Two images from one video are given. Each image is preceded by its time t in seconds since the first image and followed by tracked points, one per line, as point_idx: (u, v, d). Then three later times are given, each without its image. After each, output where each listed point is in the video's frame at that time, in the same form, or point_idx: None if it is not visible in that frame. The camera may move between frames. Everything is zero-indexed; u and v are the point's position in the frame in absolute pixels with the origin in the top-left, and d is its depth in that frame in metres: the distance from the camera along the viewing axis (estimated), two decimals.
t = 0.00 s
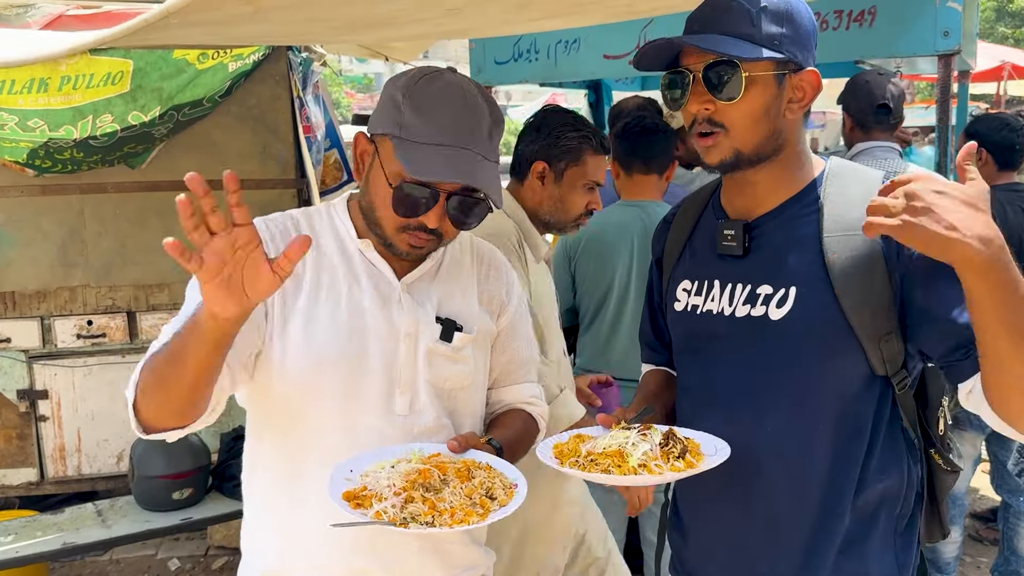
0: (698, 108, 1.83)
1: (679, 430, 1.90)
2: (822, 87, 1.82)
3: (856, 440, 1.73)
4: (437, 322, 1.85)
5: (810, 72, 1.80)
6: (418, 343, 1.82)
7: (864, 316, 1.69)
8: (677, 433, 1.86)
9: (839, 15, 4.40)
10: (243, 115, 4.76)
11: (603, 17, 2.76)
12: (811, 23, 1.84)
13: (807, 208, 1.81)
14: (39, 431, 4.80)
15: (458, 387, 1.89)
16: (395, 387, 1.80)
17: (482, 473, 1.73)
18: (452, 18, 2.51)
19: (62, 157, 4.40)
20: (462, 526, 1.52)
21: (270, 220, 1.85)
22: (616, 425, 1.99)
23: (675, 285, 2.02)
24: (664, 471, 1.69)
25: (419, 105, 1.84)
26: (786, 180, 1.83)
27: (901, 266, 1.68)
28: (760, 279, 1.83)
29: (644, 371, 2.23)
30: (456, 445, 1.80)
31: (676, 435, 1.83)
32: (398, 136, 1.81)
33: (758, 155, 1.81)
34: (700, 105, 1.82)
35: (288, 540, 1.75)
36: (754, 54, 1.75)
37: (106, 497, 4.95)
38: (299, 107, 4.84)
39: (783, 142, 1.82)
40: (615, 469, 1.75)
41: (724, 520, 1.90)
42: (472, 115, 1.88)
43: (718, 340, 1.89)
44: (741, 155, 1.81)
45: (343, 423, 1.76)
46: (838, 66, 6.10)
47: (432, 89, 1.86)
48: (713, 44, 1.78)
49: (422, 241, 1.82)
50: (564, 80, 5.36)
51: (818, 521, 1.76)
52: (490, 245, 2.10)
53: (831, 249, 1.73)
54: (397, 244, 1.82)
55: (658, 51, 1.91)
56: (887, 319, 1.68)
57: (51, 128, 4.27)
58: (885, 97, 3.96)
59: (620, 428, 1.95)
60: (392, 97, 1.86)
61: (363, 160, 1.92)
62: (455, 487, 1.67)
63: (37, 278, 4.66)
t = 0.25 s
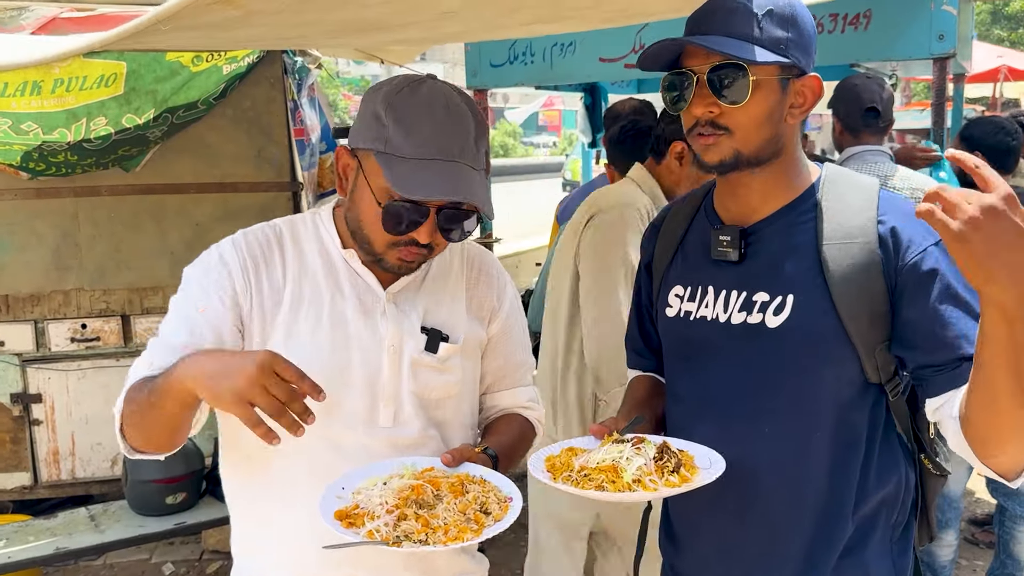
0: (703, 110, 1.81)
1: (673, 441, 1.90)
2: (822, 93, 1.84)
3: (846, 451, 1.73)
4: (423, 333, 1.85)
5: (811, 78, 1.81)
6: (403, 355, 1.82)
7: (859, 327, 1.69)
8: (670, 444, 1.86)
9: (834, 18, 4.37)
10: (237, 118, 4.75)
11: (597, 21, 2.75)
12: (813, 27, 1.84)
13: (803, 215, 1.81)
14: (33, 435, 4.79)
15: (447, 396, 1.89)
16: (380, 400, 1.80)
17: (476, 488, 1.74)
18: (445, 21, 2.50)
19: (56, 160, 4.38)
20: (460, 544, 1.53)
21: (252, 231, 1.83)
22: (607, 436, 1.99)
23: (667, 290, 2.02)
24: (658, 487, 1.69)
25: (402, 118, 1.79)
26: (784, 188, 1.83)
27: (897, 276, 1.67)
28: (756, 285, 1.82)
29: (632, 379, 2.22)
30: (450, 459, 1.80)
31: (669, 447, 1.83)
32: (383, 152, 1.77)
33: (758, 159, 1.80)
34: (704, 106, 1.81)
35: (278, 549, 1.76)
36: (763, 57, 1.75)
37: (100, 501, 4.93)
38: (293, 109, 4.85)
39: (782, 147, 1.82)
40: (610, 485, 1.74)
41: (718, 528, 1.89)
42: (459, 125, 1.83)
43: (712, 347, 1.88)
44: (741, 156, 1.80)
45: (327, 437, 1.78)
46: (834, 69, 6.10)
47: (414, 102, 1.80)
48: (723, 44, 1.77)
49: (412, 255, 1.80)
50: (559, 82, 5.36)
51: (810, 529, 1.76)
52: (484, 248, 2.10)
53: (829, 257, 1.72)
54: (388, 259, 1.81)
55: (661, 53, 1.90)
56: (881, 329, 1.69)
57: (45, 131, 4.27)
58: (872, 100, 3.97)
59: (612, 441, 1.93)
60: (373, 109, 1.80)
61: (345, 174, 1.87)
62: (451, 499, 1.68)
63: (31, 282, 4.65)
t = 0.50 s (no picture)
0: (709, 114, 1.82)
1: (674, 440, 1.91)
2: (822, 99, 1.86)
3: (842, 454, 1.75)
4: (417, 335, 1.86)
5: (812, 85, 1.84)
6: (397, 357, 1.83)
7: (856, 329, 1.70)
8: (672, 444, 1.86)
9: (828, 22, 4.42)
10: (233, 121, 4.75)
11: (593, 26, 2.76)
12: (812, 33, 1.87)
13: (800, 219, 1.82)
14: (29, 438, 4.78)
15: (443, 398, 1.90)
16: (375, 402, 1.82)
17: (459, 486, 1.72)
18: (442, 26, 2.51)
19: (52, 162, 4.33)
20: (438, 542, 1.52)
21: (246, 239, 1.85)
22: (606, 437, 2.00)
23: (663, 294, 2.03)
24: (662, 485, 1.70)
25: (356, 131, 1.79)
26: (781, 191, 1.84)
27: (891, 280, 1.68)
28: (752, 288, 1.84)
29: (627, 380, 2.23)
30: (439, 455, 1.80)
31: (672, 447, 1.84)
32: (348, 172, 1.79)
33: (761, 164, 1.81)
34: (711, 110, 1.82)
35: (278, 550, 1.78)
36: (772, 62, 1.76)
37: (96, 504, 4.93)
38: (291, 113, 4.85)
39: (782, 152, 1.83)
40: (614, 484, 1.74)
41: (717, 528, 1.91)
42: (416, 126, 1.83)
43: (709, 350, 1.90)
44: (746, 163, 1.81)
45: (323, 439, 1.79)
46: (828, 73, 6.13)
47: (365, 113, 1.80)
48: (733, 48, 1.78)
49: (403, 261, 1.81)
50: (555, 86, 5.38)
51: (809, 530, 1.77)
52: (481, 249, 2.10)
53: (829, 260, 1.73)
54: (381, 268, 1.82)
55: (668, 57, 1.91)
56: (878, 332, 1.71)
57: (40, 133, 4.27)
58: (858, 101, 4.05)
59: (613, 441, 1.94)
60: (327, 131, 1.81)
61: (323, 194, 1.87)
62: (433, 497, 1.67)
63: (27, 285, 4.65)
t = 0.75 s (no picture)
0: (700, 119, 1.86)
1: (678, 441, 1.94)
2: (811, 104, 1.91)
3: (834, 453, 1.79)
4: (414, 336, 1.89)
5: (800, 90, 1.88)
6: (393, 357, 1.86)
7: (850, 330, 1.74)
8: (676, 444, 1.89)
9: (821, 26, 4.45)
10: (230, 125, 4.78)
11: (587, 30, 2.79)
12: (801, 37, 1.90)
13: (793, 221, 1.85)
14: (25, 441, 4.79)
15: (441, 397, 1.94)
16: (372, 401, 1.87)
17: (454, 455, 1.77)
18: (440, 30, 2.55)
19: (48, 165, 4.38)
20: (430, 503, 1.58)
21: (244, 243, 1.88)
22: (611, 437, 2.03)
23: (660, 299, 2.06)
24: (668, 483, 1.73)
25: (359, 127, 1.83)
26: (772, 194, 1.88)
27: (881, 280, 1.72)
28: (747, 291, 1.87)
29: (626, 386, 2.26)
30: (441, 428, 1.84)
31: (676, 446, 1.86)
32: (346, 163, 1.82)
33: (752, 168, 1.85)
34: (702, 116, 1.85)
35: (278, 549, 1.81)
36: (761, 69, 1.80)
37: (92, 507, 4.94)
38: (289, 115, 4.84)
39: (773, 156, 1.87)
40: (620, 484, 1.77)
41: (714, 527, 1.94)
42: (417, 127, 1.86)
43: (705, 352, 1.93)
44: (738, 167, 1.84)
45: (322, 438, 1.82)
46: (820, 76, 6.18)
47: (370, 112, 1.83)
48: (724, 55, 1.81)
49: (394, 258, 1.84)
50: (550, 89, 5.41)
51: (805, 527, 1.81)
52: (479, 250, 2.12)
53: (819, 262, 1.76)
54: (368, 262, 1.85)
55: (660, 66, 1.94)
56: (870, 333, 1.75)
57: (38, 135, 4.29)
58: (843, 103, 4.14)
59: (619, 441, 1.97)
60: (332, 122, 1.86)
61: (322, 188, 1.94)
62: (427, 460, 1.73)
63: (23, 288, 4.66)
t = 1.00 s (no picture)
0: (692, 120, 1.90)
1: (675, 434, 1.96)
2: (803, 105, 1.94)
3: (823, 447, 1.84)
4: (415, 328, 1.96)
5: (792, 91, 1.91)
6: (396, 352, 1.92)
7: (839, 329, 1.77)
8: (673, 437, 1.92)
9: (811, 31, 4.47)
10: (226, 127, 4.80)
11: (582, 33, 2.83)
12: (792, 39, 1.94)
13: (784, 222, 1.89)
14: (21, 443, 4.80)
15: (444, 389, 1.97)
16: (376, 400, 1.88)
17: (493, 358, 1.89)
18: (437, 33, 2.58)
19: (45, 167, 4.40)
20: (470, 381, 1.67)
21: (243, 249, 1.90)
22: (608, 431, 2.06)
23: (656, 298, 2.10)
24: (665, 474, 1.75)
25: (376, 111, 1.85)
26: (763, 195, 1.92)
27: (867, 279, 1.75)
28: (740, 291, 1.91)
29: (627, 381, 2.30)
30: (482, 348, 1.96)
31: (673, 439, 1.89)
32: (371, 148, 1.82)
33: (743, 168, 1.89)
34: (695, 117, 1.89)
35: (284, 547, 1.85)
36: (750, 70, 1.83)
37: (88, 509, 4.95)
38: (286, 119, 4.77)
39: (764, 157, 1.90)
40: (618, 475, 1.79)
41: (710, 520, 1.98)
42: (425, 102, 1.91)
43: (700, 350, 1.97)
44: (729, 167, 1.88)
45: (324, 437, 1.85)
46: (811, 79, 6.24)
47: (381, 95, 1.86)
48: (716, 58, 1.85)
49: (414, 243, 1.89)
50: (544, 92, 5.45)
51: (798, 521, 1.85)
52: (468, 241, 2.18)
53: (809, 262, 1.80)
54: (394, 251, 1.88)
55: (653, 67, 1.97)
56: (859, 332, 1.77)
57: (35, 138, 4.31)
58: (826, 107, 4.18)
59: (617, 436, 1.99)
60: (345, 114, 1.86)
61: (328, 185, 1.93)
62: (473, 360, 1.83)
63: (19, 291, 4.68)
